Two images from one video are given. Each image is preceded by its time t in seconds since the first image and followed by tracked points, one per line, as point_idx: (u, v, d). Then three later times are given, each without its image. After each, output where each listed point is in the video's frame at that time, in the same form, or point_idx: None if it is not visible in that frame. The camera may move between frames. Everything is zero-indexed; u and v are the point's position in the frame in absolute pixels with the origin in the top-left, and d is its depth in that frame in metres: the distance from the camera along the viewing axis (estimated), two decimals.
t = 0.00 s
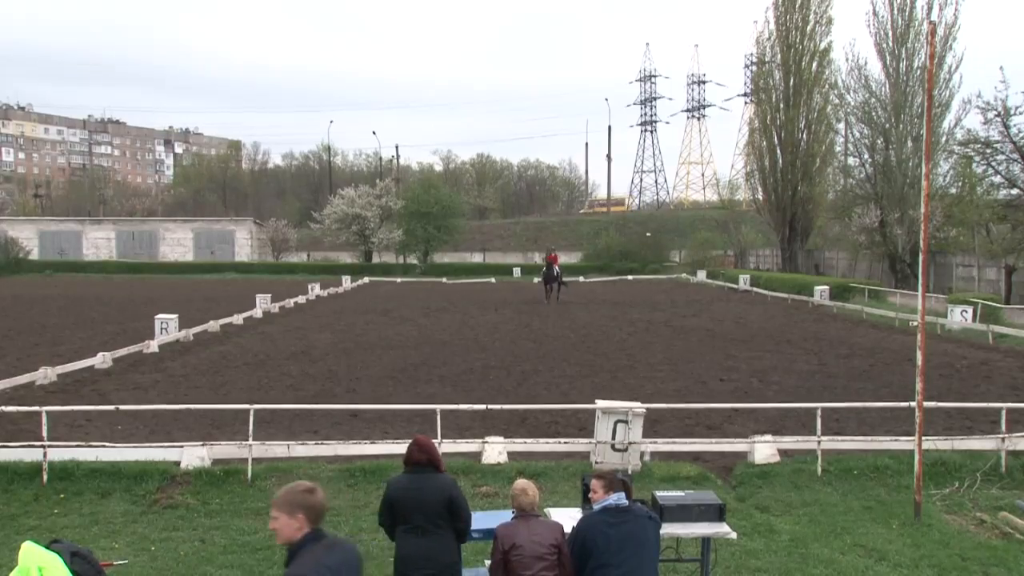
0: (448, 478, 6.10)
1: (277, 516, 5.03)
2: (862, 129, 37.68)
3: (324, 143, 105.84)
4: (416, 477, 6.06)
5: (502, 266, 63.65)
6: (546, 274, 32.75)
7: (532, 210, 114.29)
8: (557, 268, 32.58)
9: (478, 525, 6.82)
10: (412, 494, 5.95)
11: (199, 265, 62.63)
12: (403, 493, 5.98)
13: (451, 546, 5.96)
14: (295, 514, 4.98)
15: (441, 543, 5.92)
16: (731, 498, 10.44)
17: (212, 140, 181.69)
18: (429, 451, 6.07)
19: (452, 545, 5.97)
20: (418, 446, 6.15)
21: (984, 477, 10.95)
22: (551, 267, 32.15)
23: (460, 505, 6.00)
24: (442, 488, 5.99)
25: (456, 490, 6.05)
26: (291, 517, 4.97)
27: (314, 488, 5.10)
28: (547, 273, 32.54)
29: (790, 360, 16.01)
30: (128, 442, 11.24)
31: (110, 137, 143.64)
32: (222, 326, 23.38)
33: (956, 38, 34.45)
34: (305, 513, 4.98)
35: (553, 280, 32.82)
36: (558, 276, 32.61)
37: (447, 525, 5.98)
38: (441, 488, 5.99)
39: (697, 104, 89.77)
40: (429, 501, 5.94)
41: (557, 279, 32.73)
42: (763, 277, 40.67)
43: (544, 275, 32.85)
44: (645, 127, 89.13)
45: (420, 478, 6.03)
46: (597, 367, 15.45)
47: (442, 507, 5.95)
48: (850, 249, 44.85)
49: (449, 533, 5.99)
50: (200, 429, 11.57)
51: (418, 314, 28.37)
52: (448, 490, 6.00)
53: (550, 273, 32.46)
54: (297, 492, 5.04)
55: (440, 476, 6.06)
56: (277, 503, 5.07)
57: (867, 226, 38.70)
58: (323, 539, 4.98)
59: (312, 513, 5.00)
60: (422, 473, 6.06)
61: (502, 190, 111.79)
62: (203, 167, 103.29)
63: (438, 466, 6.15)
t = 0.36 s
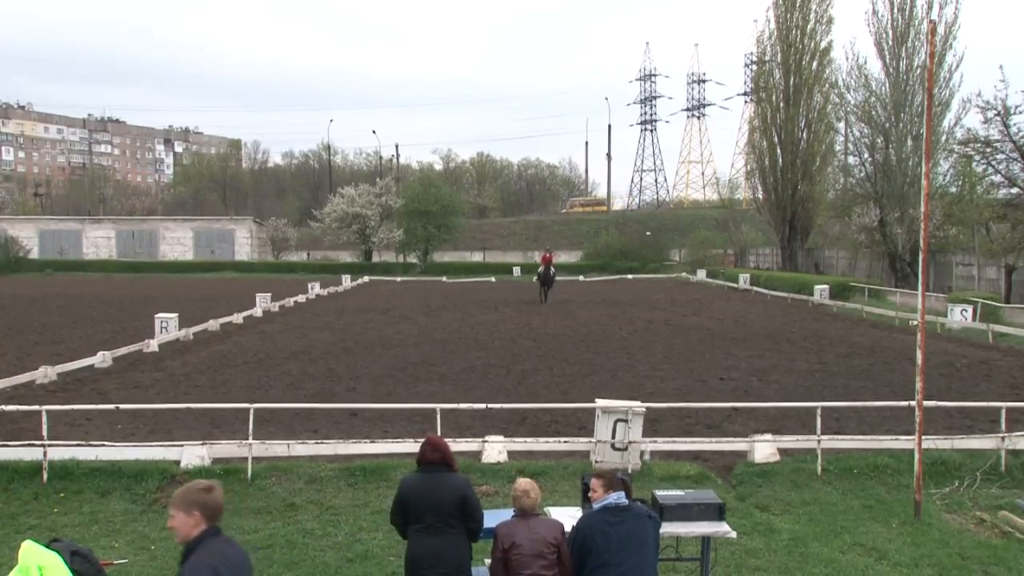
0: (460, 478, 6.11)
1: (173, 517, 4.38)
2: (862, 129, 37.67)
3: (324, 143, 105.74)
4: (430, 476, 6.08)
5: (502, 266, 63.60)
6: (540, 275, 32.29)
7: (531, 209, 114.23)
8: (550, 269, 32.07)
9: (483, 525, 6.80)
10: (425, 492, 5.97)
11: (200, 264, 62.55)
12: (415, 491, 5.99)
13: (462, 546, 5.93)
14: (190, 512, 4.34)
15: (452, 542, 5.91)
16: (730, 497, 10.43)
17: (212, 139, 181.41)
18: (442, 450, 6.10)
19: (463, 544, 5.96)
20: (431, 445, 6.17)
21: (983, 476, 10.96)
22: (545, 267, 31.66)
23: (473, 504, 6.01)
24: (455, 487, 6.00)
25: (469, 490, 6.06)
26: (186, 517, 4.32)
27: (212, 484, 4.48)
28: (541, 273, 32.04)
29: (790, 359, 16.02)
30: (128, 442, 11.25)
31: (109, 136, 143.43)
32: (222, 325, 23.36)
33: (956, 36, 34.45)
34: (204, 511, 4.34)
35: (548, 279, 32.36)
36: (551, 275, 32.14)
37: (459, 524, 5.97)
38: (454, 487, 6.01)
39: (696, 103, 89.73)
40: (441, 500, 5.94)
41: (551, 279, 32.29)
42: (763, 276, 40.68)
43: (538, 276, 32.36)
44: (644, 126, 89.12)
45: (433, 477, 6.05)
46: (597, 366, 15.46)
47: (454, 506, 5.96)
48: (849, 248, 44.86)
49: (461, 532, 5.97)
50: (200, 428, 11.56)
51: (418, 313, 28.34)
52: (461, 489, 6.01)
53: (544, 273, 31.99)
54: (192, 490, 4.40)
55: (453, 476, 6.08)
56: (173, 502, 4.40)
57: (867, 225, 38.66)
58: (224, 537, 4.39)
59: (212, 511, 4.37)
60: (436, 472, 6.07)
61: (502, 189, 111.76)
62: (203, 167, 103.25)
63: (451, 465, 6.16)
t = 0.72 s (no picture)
0: (469, 478, 6.06)
1: (74, 517, 4.42)
2: (862, 128, 37.68)
3: (325, 142, 105.78)
4: (438, 475, 6.04)
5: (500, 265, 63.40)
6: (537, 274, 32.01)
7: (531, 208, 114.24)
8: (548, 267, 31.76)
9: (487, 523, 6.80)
10: (433, 492, 5.94)
11: (200, 263, 62.45)
12: (423, 490, 5.97)
13: (468, 547, 5.94)
14: (91, 511, 4.38)
15: (457, 543, 5.91)
16: (730, 496, 10.44)
17: (213, 139, 181.29)
18: (451, 450, 6.04)
19: (469, 545, 5.96)
20: (441, 444, 6.12)
21: (983, 476, 10.95)
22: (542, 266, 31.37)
23: (480, 505, 5.97)
24: (463, 488, 5.96)
25: (477, 491, 6.01)
26: (87, 516, 4.37)
27: (113, 480, 4.51)
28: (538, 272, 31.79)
29: (789, 359, 16.02)
30: (128, 441, 11.25)
31: (109, 135, 143.30)
32: (222, 324, 23.37)
33: (955, 36, 34.48)
34: (105, 510, 4.40)
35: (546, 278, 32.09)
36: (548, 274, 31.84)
37: (466, 525, 5.96)
38: (462, 488, 5.97)
39: (696, 102, 89.69)
40: (449, 501, 5.92)
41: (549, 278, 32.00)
42: (762, 275, 40.69)
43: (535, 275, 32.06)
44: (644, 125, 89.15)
45: (441, 476, 6.01)
46: (597, 365, 15.46)
47: (462, 507, 5.93)
48: (849, 248, 44.87)
49: (467, 532, 5.97)
50: (200, 427, 11.56)
51: (418, 312, 28.34)
52: (469, 489, 5.98)
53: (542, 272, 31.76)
54: (92, 489, 4.43)
55: (462, 477, 6.03)
56: (74, 500, 4.43)
57: (867, 225, 38.62)
58: (129, 534, 4.47)
59: (114, 508, 4.43)
60: (444, 471, 6.03)
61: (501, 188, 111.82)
62: (203, 166, 103.21)
63: (460, 464, 6.11)
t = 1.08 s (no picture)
0: (469, 478, 6.07)
1: None
2: (860, 127, 37.68)
3: (324, 141, 105.80)
4: (439, 474, 6.06)
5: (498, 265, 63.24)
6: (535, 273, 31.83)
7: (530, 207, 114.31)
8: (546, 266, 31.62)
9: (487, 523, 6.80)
10: (433, 490, 5.95)
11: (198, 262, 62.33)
12: (423, 489, 5.98)
13: (467, 546, 5.94)
14: None
15: (457, 542, 5.91)
16: (728, 495, 10.44)
17: (211, 138, 181.26)
18: (452, 449, 6.07)
19: (468, 544, 5.96)
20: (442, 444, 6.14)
21: (981, 475, 10.96)
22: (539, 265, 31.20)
23: (481, 505, 5.98)
24: (463, 488, 5.97)
25: (478, 491, 6.02)
26: None
27: None
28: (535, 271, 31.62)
29: (788, 357, 16.04)
30: (127, 440, 11.26)
31: (107, 134, 143.18)
32: (220, 323, 23.37)
33: (953, 34, 34.48)
34: None
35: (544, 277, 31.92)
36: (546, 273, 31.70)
37: (465, 524, 5.97)
38: (463, 487, 5.98)
39: (695, 101, 89.69)
40: (450, 499, 5.93)
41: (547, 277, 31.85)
42: (760, 274, 40.71)
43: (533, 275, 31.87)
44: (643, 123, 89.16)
45: (442, 474, 6.04)
46: (596, 363, 15.48)
47: (462, 506, 5.94)
48: (847, 246, 44.91)
49: (466, 532, 5.97)
50: (198, 426, 11.57)
51: (416, 312, 28.35)
52: (470, 488, 5.98)
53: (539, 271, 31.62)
54: None
55: (463, 476, 6.04)
56: None
57: (865, 224, 38.57)
58: None
59: None
60: (445, 470, 6.05)
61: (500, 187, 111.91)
62: (202, 165, 103.20)
63: (461, 464, 6.13)
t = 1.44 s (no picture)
0: (459, 475, 6.09)
1: None
2: (859, 126, 37.67)
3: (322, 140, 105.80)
4: (428, 472, 6.06)
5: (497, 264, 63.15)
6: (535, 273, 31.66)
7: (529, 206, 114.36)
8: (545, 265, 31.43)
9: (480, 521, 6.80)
10: (424, 488, 5.95)
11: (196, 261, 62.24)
12: (414, 487, 5.97)
13: (459, 544, 5.94)
14: None
15: (449, 539, 5.91)
16: (727, 494, 10.44)
17: (210, 137, 181.21)
18: (441, 447, 6.08)
19: (460, 542, 5.96)
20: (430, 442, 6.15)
21: (980, 474, 10.96)
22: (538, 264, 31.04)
23: (471, 502, 5.99)
24: (454, 485, 5.98)
25: (468, 489, 6.04)
26: None
27: None
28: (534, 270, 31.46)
29: (786, 357, 16.03)
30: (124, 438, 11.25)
31: (105, 134, 143.09)
32: (218, 322, 23.36)
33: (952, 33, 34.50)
34: None
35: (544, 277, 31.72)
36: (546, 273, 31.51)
37: (457, 521, 5.97)
38: (453, 485, 5.99)
39: (694, 100, 89.68)
40: (441, 496, 5.94)
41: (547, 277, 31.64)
42: (759, 272, 40.71)
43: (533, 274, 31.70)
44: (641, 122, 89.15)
45: (432, 473, 6.04)
46: (594, 362, 15.48)
47: (454, 504, 5.95)
48: (845, 244, 44.90)
49: (459, 529, 5.97)
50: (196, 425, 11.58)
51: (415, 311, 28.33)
52: (460, 486, 6.00)
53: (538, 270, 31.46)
54: None
55: (452, 474, 6.06)
56: None
57: (864, 223, 38.50)
58: None
59: None
60: (434, 468, 6.05)
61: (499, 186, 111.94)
62: (201, 164, 103.19)
63: (450, 462, 6.15)
